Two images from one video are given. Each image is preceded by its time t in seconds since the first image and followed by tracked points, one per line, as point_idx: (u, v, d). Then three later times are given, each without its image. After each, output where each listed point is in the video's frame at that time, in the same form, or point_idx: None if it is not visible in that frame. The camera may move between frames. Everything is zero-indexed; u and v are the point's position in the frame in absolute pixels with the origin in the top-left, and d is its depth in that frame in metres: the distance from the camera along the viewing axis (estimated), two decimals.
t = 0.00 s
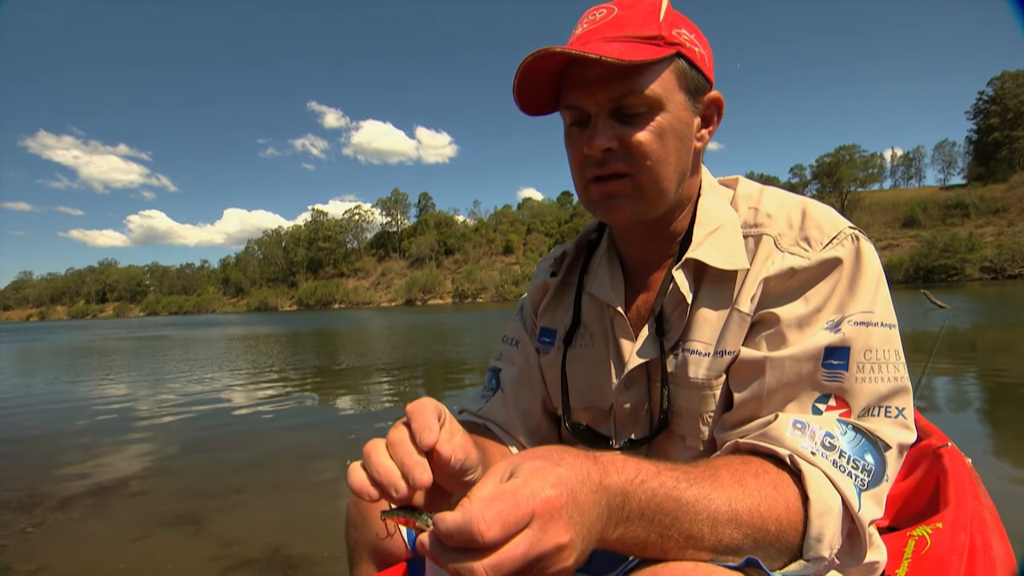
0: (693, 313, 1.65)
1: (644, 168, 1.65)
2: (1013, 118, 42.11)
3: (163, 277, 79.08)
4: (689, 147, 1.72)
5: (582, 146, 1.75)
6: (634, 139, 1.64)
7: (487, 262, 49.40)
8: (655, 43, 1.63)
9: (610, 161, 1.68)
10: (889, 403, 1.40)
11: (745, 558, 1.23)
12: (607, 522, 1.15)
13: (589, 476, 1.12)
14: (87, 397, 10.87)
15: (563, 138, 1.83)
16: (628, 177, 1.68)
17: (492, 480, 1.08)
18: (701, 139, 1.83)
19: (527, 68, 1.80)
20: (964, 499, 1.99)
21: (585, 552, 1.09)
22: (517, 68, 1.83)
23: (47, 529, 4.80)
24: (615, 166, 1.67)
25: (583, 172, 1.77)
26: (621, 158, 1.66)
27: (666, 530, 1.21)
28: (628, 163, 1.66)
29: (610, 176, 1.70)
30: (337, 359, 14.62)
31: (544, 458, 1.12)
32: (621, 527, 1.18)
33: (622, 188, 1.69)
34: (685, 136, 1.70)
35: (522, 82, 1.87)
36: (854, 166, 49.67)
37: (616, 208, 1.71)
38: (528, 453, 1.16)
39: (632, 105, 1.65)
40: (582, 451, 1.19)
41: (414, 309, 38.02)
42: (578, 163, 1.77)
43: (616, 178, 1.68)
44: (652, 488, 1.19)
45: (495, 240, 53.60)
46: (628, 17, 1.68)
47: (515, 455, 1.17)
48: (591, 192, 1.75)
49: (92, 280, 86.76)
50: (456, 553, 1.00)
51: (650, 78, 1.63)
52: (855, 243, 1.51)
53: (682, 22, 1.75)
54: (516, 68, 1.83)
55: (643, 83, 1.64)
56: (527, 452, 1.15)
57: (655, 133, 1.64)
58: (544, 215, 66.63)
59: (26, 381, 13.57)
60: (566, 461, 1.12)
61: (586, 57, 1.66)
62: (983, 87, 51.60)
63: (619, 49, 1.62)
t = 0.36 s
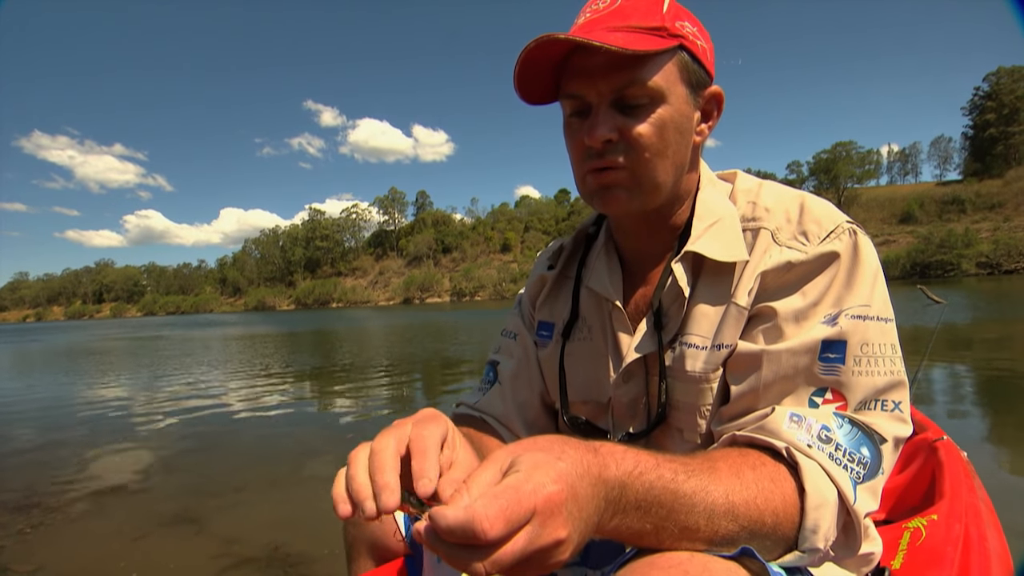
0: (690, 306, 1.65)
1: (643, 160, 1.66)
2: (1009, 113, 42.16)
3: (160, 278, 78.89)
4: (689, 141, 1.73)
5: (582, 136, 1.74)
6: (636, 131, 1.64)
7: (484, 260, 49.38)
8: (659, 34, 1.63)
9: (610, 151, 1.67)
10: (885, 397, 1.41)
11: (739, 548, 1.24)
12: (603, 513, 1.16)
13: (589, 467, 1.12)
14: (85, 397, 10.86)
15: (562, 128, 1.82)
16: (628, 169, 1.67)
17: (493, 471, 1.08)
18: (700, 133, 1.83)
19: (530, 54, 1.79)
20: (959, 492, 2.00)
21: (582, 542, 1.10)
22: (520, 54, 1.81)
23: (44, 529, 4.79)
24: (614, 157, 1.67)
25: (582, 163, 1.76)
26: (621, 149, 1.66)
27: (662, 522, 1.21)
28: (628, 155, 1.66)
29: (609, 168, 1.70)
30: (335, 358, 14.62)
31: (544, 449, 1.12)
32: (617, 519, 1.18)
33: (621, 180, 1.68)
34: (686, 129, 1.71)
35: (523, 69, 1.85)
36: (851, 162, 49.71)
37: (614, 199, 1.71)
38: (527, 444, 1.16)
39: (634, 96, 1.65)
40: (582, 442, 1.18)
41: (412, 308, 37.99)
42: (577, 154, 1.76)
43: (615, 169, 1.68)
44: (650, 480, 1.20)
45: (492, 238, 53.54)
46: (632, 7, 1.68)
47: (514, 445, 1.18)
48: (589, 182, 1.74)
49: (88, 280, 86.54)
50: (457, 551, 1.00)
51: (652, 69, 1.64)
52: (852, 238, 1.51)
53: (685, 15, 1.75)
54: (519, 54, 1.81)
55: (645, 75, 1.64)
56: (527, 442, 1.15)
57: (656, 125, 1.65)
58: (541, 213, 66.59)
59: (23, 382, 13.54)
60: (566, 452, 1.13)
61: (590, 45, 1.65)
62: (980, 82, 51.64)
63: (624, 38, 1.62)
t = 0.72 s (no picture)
0: (683, 305, 1.66)
1: (636, 161, 1.66)
2: (1006, 114, 42.28)
3: (157, 276, 78.77)
4: (681, 141, 1.73)
5: (575, 137, 1.75)
6: (629, 131, 1.64)
7: (482, 259, 49.38)
8: (651, 34, 1.63)
9: (603, 152, 1.68)
10: (877, 395, 1.42)
11: (729, 545, 1.24)
12: (595, 507, 1.16)
13: (580, 460, 1.14)
14: (81, 395, 10.84)
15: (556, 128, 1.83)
16: (621, 169, 1.68)
17: (484, 463, 1.11)
18: (693, 133, 1.83)
19: (523, 55, 1.79)
20: (951, 490, 2.01)
21: (573, 534, 1.11)
22: (513, 55, 1.81)
23: (40, 527, 4.78)
24: (608, 158, 1.67)
25: (575, 163, 1.77)
26: (614, 150, 1.66)
27: (653, 516, 1.22)
28: (621, 155, 1.66)
29: (602, 168, 1.70)
30: (333, 357, 14.61)
31: (536, 441, 1.14)
32: (608, 513, 1.19)
33: (614, 181, 1.69)
34: (678, 129, 1.71)
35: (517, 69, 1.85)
36: (849, 162, 49.81)
37: (607, 200, 1.71)
38: (520, 436, 1.18)
39: (627, 96, 1.66)
40: (574, 436, 1.19)
41: (410, 307, 37.99)
42: (570, 154, 1.77)
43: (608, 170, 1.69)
44: (641, 475, 1.20)
45: (491, 237, 53.54)
46: (624, 7, 1.69)
47: (509, 438, 1.20)
48: (583, 183, 1.75)
49: (86, 278, 86.39)
50: (448, 539, 1.04)
51: (645, 70, 1.64)
52: (842, 238, 1.53)
53: (678, 15, 1.76)
54: (512, 54, 1.81)
55: (638, 75, 1.64)
56: (519, 435, 1.17)
57: (650, 125, 1.65)
58: (539, 212, 66.61)
59: (19, 380, 13.49)
60: (557, 444, 1.14)
61: (583, 46, 1.66)
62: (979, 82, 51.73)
63: (617, 39, 1.62)
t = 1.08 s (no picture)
0: (683, 306, 1.66)
1: (635, 161, 1.66)
2: (1009, 114, 42.20)
3: (159, 276, 78.86)
4: (681, 142, 1.73)
5: (574, 137, 1.75)
6: (628, 131, 1.64)
7: (484, 259, 49.43)
8: (651, 34, 1.63)
9: (603, 152, 1.68)
10: (879, 397, 1.41)
11: (730, 545, 1.24)
12: (596, 501, 1.16)
13: (581, 451, 1.14)
14: (84, 394, 10.88)
15: (555, 128, 1.83)
16: (620, 169, 1.68)
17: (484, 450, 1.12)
18: (693, 133, 1.83)
19: (522, 55, 1.78)
20: (953, 491, 2.02)
21: (573, 527, 1.10)
22: (512, 55, 1.81)
23: (42, 526, 4.79)
24: (608, 158, 1.67)
25: (574, 163, 1.77)
26: (614, 150, 1.66)
27: (656, 513, 1.21)
28: (620, 156, 1.66)
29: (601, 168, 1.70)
30: (334, 357, 14.63)
31: (535, 432, 1.15)
32: (612, 508, 1.19)
33: (614, 180, 1.69)
34: (678, 130, 1.71)
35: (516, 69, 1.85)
36: (851, 163, 49.76)
37: (607, 199, 1.71)
38: (521, 428, 1.18)
39: (626, 96, 1.65)
40: (575, 429, 1.20)
41: (412, 307, 38.04)
42: (570, 154, 1.77)
43: (607, 170, 1.68)
44: (644, 469, 1.21)
45: (492, 238, 53.57)
46: (624, 7, 1.68)
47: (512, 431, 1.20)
48: (582, 183, 1.75)
49: (88, 278, 86.51)
50: (443, 522, 1.05)
51: (645, 69, 1.64)
52: (844, 239, 1.52)
53: (678, 15, 1.75)
54: (511, 54, 1.81)
55: (638, 74, 1.64)
56: (520, 428, 1.18)
57: (649, 125, 1.65)
58: (541, 212, 66.60)
59: (21, 379, 13.52)
60: (557, 435, 1.15)
61: (582, 45, 1.65)
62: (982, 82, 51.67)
63: (616, 39, 1.62)
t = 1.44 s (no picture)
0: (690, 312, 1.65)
1: (643, 166, 1.66)
2: (1014, 117, 42.07)
3: (164, 280, 79.17)
4: (687, 148, 1.73)
5: (580, 142, 1.75)
6: (636, 136, 1.64)
7: (488, 263, 49.45)
8: (658, 39, 1.63)
9: (609, 157, 1.68)
10: (889, 404, 1.41)
11: (739, 551, 1.23)
12: (613, 512, 1.14)
13: (600, 466, 1.11)
14: (88, 398, 10.91)
15: (561, 133, 1.83)
16: (627, 175, 1.68)
17: (499, 456, 1.09)
18: (698, 139, 1.83)
19: (528, 59, 1.78)
20: (960, 496, 2.00)
21: (588, 542, 1.09)
22: (518, 59, 1.80)
23: (47, 529, 4.80)
24: (614, 163, 1.68)
25: (579, 168, 1.77)
26: (620, 156, 1.66)
27: (672, 523, 1.20)
28: (627, 162, 1.66)
29: (607, 173, 1.70)
30: (338, 361, 14.63)
31: (556, 442, 1.10)
32: (628, 517, 1.17)
33: (621, 186, 1.69)
34: (684, 136, 1.71)
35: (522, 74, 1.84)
36: (855, 166, 49.67)
37: (613, 205, 1.71)
38: (540, 434, 1.14)
39: (634, 102, 1.65)
40: (597, 438, 1.16)
41: (415, 311, 38.06)
42: (575, 159, 1.77)
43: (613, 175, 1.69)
44: (664, 481, 1.18)
45: (496, 241, 53.62)
46: (631, 11, 1.67)
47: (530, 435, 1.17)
48: (587, 189, 1.75)
49: (93, 282, 86.91)
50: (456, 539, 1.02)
51: (652, 75, 1.64)
52: (852, 244, 1.52)
53: (684, 19, 1.76)
54: (517, 59, 1.80)
55: (646, 80, 1.64)
56: (542, 436, 1.13)
57: (656, 131, 1.65)
58: (545, 216, 66.64)
59: (27, 383, 13.59)
60: (578, 447, 1.11)
61: (588, 51, 1.65)
62: (987, 84, 51.52)
63: (624, 43, 1.62)
